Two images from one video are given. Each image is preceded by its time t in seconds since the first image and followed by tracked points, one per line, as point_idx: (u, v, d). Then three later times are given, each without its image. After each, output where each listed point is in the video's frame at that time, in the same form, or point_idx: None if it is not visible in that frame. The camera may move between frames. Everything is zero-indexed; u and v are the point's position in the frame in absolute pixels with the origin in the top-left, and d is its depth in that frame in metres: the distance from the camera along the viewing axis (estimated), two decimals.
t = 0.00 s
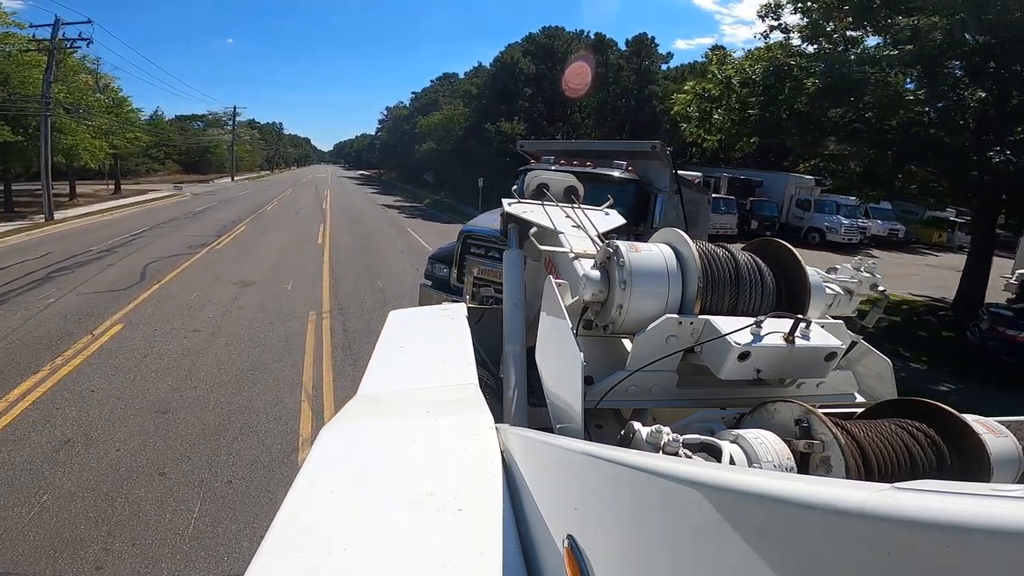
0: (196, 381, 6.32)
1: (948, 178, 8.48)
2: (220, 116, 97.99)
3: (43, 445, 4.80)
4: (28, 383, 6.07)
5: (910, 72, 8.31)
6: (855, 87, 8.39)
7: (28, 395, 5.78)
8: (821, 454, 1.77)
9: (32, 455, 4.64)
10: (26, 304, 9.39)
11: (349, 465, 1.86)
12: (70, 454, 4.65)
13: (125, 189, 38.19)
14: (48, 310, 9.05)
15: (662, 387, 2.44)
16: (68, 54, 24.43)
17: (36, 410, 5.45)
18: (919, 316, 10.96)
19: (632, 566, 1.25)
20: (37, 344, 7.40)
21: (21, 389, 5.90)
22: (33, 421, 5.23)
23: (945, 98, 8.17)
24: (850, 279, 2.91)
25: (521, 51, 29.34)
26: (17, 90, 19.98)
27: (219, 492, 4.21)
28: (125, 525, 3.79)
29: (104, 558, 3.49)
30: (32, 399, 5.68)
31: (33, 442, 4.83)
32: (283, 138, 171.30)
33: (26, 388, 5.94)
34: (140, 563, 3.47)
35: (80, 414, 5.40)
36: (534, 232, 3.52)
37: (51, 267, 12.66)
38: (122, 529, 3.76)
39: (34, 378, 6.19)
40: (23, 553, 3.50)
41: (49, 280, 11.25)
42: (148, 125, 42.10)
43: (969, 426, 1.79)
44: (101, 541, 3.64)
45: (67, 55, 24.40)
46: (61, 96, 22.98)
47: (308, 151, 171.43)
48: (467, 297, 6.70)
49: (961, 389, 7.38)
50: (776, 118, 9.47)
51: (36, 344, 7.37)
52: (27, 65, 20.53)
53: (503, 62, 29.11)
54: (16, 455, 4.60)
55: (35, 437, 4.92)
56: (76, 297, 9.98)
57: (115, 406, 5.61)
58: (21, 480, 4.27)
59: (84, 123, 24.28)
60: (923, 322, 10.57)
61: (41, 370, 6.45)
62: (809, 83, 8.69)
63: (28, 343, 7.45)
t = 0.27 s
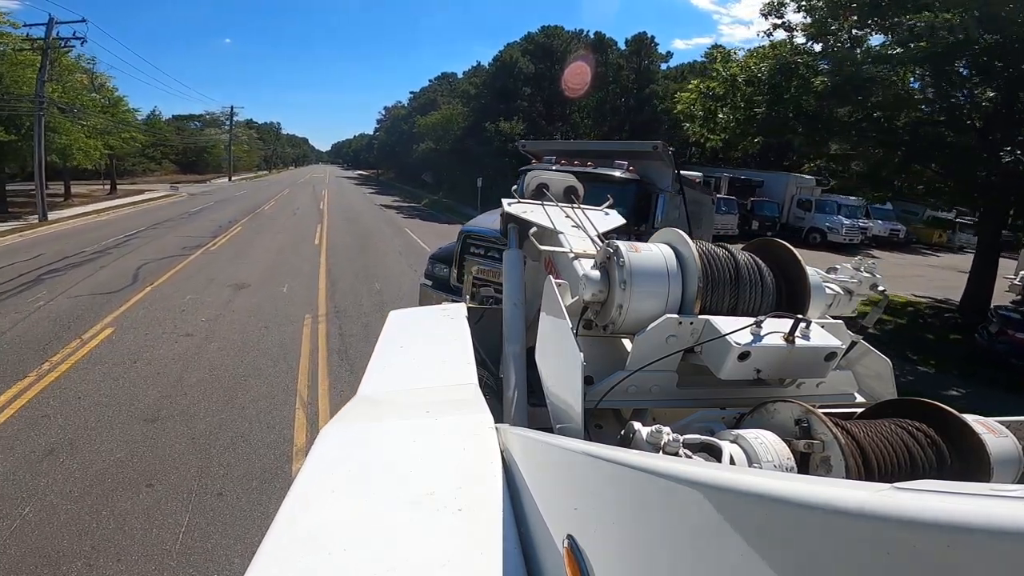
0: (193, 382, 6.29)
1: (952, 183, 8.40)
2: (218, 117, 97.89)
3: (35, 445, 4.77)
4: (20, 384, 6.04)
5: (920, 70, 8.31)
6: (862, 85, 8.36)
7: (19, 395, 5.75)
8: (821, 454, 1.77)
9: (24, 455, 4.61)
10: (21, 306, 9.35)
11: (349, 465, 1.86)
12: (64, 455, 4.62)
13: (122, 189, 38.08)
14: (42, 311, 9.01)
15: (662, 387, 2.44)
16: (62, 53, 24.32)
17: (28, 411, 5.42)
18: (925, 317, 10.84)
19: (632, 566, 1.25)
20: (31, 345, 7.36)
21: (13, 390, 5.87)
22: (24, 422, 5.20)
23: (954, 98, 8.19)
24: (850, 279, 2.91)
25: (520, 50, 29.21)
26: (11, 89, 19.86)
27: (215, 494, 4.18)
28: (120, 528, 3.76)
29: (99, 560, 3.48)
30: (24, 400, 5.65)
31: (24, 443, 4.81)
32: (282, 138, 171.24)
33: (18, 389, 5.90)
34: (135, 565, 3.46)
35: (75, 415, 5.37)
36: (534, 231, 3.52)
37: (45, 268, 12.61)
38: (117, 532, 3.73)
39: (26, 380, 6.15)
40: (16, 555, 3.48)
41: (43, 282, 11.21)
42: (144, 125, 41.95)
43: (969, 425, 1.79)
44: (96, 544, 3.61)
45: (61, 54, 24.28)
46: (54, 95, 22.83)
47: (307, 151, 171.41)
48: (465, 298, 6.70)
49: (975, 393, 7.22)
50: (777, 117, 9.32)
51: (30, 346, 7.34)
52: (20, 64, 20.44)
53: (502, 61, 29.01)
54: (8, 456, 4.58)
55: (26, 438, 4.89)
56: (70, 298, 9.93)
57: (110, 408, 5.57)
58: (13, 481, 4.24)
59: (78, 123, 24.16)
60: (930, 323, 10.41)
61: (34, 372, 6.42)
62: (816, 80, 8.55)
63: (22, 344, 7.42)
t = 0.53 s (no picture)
0: (189, 381, 6.26)
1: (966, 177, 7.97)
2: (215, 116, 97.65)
3: (27, 444, 4.74)
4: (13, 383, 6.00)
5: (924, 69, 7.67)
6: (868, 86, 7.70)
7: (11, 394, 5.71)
8: (821, 454, 1.77)
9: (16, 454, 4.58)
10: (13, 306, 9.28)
11: (349, 465, 1.87)
12: (56, 454, 4.59)
13: (117, 188, 37.91)
14: (34, 312, 8.94)
15: (662, 386, 2.44)
16: (54, 51, 24.14)
17: (19, 410, 5.38)
18: (930, 318, 10.69)
19: (632, 565, 1.25)
20: (24, 345, 7.31)
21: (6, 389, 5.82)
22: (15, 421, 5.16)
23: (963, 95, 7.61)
24: (850, 279, 2.91)
25: (518, 49, 29.10)
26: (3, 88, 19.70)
27: (211, 493, 4.16)
28: (114, 528, 3.74)
29: (93, 559, 3.46)
30: (16, 399, 5.61)
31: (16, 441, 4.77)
32: (280, 138, 171.02)
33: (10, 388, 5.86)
34: (132, 563, 3.45)
35: (68, 414, 5.33)
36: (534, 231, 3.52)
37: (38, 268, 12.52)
38: (112, 531, 3.71)
39: (18, 379, 6.11)
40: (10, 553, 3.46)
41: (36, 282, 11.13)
42: (138, 124, 41.72)
43: (969, 426, 1.80)
44: (90, 544, 3.59)
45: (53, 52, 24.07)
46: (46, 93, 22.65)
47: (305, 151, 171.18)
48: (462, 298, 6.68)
49: (986, 398, 7.09)
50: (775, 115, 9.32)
51: (23, 345, 7.29)
52: (10, 62, 20.25)
53: (500, 60, 28.90)
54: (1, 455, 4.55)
55: (18, 436, 4.86)
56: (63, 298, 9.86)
57: (103, 407, 5.54)
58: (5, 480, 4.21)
59: (71, 122, 23.98)
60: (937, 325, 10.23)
61: (26, 371, 6.37)
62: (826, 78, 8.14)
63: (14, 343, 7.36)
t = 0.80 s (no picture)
0: (184, 382, 6.23)
1: (972, 178, 7.81)
2: (212, 116, 97.45)
3: (20, 446, 4.71)
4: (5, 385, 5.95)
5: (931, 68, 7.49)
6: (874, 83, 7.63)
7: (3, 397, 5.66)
8: (822, 454, 1.76)
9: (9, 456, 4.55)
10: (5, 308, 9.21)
11: (349, 465, 1.86)
12: (49, 457, 4.56)
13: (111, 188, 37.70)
14: (25, 314, 8.87)
15: (662, 386, 2.44)
16: (44, 51, 23.95)
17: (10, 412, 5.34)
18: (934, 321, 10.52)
19: (632, 565, 1.25)
20: (16, 346, 7.26)
21: None
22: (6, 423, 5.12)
23: (970, 96, 7.45)
24: (850, 279, 2.91)
25: (514, 48, 28.97)
26: None
27: (206, 495, 4.14)
28: (107, 531, 3.71)
29: (87, 561, 3.45)
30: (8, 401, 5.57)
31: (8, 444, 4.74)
32: (278, 138, 170.85)
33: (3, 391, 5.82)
34: (127, 565, 3.43)
35: (59, 416, 5.29)
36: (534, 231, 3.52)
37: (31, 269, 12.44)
38: (103, 535, 3.68)
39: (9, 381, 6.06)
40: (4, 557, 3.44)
41: (28, 284, 11.05)
42: (130, 124, 41.46)
43: (969, 426, 1.80)
44: (83, 548, 3.56)
45: (43, 51, 23.88)
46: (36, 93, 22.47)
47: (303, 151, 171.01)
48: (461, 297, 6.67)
49: (996, 401, 6.98)
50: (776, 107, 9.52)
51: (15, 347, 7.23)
52: None
53: (497, 59, 28.78)
54: None
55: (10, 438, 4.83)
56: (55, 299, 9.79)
57: (95, 409, 5.50)
58: None
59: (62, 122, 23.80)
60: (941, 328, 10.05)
61: (17, 373, 6.32)
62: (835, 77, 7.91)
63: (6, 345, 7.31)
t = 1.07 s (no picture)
0: (178, 385, 6.19)
1: (977, 176, 7.64)
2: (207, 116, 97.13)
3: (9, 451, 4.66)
4: None
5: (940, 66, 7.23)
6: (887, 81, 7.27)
7: None
8: (821, 454, 1.77)
9: None
10: None
11: (348, 465, 1.86)
12: (38, 462, 4.51)
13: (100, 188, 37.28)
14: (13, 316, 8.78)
15: (662, 386, 2.44)
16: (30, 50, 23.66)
17: None
18: (938, 321, 10.50)
19: (632, 565, 1.25)
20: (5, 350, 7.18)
21: None
22: None
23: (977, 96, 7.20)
24: (850, 279, 2.91)
25: (509, 47, 28.82)
26: None
27: (200, 500, 4.11)
28: (101, 538, 3.69)
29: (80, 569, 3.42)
30: None
31: None
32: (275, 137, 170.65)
33: None
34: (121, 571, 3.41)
35: (48, 420, 5.24)
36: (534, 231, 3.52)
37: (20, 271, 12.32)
38: (98, 543, 3.65)
39: None
40: None
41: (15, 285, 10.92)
42: (120, 124, 41.05)
43: (969, 426, 1.79)
44: (77, 556, 3.53)
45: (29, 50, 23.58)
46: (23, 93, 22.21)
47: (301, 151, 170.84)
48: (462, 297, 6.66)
49: (990, 402, 7.00)
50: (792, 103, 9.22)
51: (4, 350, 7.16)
52: None
53: (492, 58, 28.60)
54: None
55: None
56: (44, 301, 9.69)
57: (85, 413, 5.44)
58: None
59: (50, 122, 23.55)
60: (946, 329, 9.98)
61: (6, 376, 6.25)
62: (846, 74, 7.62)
63: None
